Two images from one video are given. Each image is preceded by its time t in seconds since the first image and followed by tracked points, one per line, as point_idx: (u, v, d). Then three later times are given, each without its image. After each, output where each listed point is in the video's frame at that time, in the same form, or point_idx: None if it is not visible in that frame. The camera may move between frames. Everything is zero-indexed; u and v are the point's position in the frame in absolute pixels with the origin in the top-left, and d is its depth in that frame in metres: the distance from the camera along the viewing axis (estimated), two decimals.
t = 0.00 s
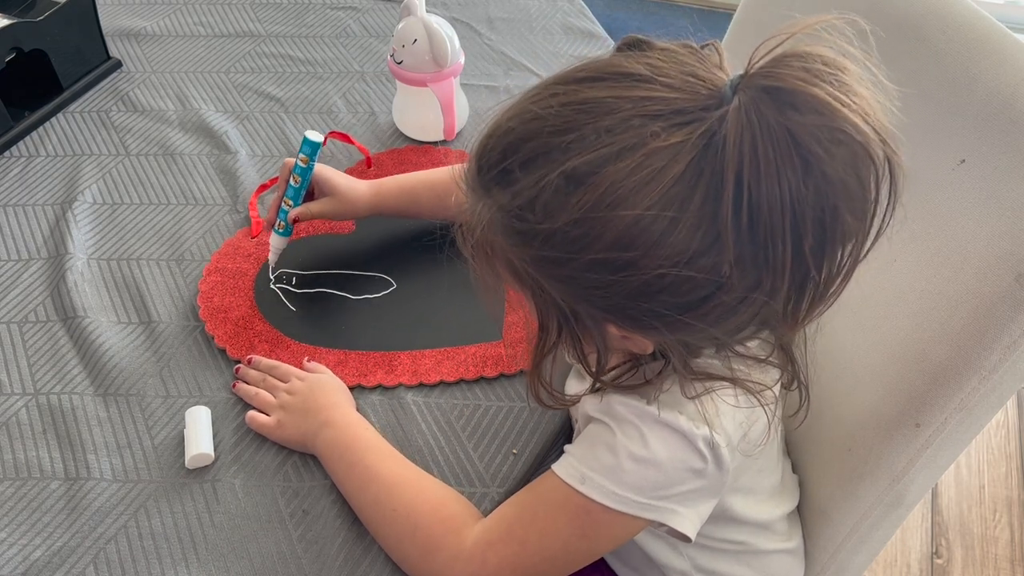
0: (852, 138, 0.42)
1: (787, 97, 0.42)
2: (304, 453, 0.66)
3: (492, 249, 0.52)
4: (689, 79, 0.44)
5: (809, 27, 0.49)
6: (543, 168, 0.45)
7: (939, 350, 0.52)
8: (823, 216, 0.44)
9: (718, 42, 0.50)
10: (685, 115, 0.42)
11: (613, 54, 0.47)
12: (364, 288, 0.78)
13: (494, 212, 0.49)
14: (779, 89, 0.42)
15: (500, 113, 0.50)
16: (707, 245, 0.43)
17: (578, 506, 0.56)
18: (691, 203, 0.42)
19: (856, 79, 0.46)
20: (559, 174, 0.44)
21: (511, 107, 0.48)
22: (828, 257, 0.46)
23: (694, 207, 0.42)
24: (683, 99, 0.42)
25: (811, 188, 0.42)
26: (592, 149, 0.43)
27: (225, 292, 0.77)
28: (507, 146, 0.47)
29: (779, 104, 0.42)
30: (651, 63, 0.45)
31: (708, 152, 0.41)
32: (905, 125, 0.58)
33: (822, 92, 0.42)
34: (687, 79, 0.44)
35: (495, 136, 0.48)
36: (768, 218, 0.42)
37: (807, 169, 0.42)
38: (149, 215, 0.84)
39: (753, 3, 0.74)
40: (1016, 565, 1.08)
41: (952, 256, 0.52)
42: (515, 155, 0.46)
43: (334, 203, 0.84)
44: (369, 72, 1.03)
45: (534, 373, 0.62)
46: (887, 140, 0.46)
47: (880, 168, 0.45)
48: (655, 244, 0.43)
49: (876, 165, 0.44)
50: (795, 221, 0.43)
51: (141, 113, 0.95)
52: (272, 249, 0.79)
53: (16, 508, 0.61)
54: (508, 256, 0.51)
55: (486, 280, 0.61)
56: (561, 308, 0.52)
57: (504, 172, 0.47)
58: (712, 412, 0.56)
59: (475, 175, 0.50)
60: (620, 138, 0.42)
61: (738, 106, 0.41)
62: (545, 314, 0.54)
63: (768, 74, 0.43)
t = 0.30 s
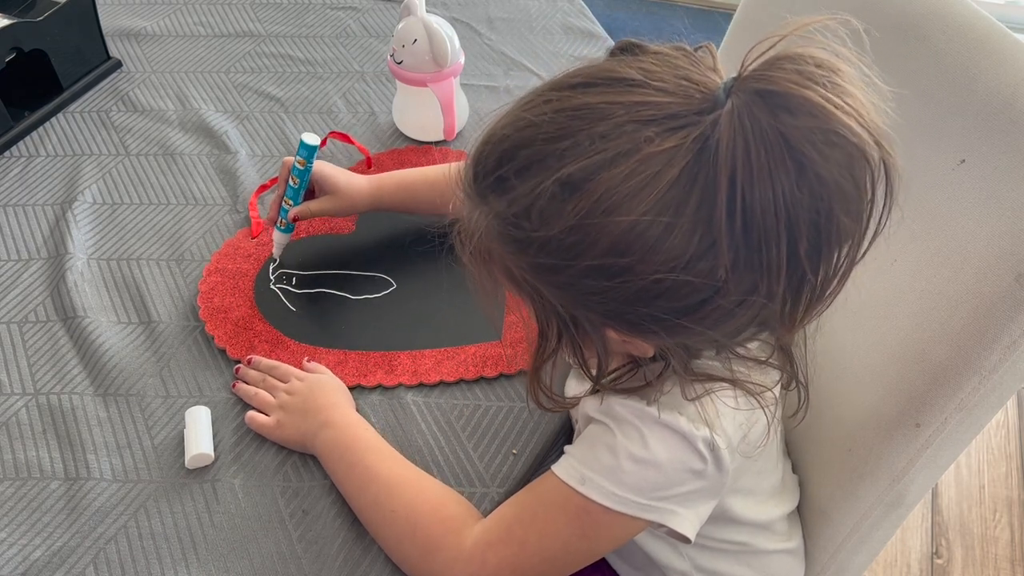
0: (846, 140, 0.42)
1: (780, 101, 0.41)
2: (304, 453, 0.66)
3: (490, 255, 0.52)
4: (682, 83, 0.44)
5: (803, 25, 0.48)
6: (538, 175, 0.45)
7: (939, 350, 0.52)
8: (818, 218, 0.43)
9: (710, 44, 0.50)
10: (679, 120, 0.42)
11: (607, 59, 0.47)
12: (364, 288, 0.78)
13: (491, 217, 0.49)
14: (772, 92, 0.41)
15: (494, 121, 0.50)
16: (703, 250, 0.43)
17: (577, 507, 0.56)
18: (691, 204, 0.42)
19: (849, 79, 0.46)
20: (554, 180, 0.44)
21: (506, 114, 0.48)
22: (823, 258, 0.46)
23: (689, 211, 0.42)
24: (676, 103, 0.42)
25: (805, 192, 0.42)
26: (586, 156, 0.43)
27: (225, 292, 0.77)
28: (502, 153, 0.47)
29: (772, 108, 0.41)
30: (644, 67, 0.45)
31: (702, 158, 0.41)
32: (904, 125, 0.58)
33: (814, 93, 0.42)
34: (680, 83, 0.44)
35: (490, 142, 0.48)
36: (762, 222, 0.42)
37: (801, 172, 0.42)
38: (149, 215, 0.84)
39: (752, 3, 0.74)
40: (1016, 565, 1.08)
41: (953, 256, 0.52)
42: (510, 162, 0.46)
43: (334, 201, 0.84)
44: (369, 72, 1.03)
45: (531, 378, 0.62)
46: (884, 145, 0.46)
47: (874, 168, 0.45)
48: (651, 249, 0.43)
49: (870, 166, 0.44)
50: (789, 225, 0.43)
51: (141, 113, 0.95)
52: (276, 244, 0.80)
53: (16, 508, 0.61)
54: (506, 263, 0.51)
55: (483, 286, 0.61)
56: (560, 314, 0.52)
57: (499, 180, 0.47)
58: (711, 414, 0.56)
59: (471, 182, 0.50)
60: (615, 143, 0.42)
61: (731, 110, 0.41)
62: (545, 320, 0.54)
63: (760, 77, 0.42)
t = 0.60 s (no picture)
0: (858, 140, 0.42)
1: (793, 99, 0.42)
2: (304, 453, 0.66)
3: (499, 253, 0.52)
4: (694, 80, 0.44)
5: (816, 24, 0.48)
6: (547, 170, 0.45)
7: (939, 350, 0.52)
8: (828, 219, 0.43)
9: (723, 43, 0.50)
10: (690, 117, 0.42)
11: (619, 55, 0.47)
12: (364, 288, 0.78)
13: (497, 212, 0.49)
14: (785, 90, 0.42)
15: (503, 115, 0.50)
16: (712, 248, 0.43)
17: (580, 508, 0.56)
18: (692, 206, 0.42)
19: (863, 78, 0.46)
20: (564, 176, 0.44)
21: (516, 108, 0.48)
22: (832, 260, 0.46)
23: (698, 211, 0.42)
24: (687, 100, 0.42)
25: (815, 191, 0.42)
26: (596, 152, 0.43)
27: (225, 293, 0.77)
28: (512, 147, 0.47)
29: (785, 106, 0.41)
30: (656, 64, 0.45)
31: (713, 156, 0.42)
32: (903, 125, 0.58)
33: (827, 91, 0.42)
34: (692, 80, 0.44)
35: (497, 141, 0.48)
36: (771, 221, 0.42)
37: (812, 171, 0.42)
38: (149, 215, 0.84)
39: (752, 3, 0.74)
40: (1016, 565, 1.08)
41: (952, 256, 0.52)
42: (520, 157, 0.46)
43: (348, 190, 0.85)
44: (369, 72, 1.03)
45: (537, 375, 0.62)
46: (897, 146, 0.46)
47: (886, 170, 0.45)
48: (660, 246, 0.43)
49: (882, 167, 0.44)
50: (799, 224, 0.43)
51: (141, 113, 0.95)
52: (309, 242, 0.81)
53: (16, 508, 0.61)
54: (515, 261, 0.51)
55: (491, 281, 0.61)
56: (568, 312, 0.52)
57: (508, 175, 0.47)
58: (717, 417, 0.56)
59: (479, 178, 0.50)
60: (625, 140, 0.42)
61: (743, 108, 0.41)
62: (551, 317, 0.54)
63: (773, 74, 0.42)
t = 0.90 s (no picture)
0: (888, 124, 0.43)
1: (830, 71, 0.42)
2: (305, 453, 0.66)
3: (519, 196, 0.51)
4: (739, 51, 0.44)
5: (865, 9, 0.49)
6: (581, 116, 0.45)
7: (939, 349, 0.52)
8: (850, 200, 0.43)
9: (774, 27, 0.50)
10: (729, 83, 0.42)
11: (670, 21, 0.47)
12: (364, 288, 0.78)
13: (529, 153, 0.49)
14: (824, 62, 0.42)
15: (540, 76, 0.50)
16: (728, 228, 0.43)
17: (587, 506, 0.56)
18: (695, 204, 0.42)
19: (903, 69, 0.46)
20: (597, 122, 0.44)
21: (558, 64, 0.48)
22: (850, 248, 0.46)
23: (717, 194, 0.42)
24: (729, 68, 0.43)
25: (843, 168, 0.42)
26: (633, 101, 0.43)
27: (226, 293, 0.77)
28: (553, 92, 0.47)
29: (822, 77, 0.42)
30: (705, 33, 0.45)
31: (746, 119, 0.42)
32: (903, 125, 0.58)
33: (867, 70, 0.43)
34: (737, 51, 0.44)
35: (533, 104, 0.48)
36: (793, 192, 0.43)
37: (840, 146, 0.42)
38: (149, 215, 0.84)
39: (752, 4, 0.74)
40: (1016, 565, 1.08)
41: (952, 256, 0.52)
42: (560, 101, 0.46)
43: (393, 181, 0.87)
44: (369, 72, 1.03)
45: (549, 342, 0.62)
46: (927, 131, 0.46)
47: (913, 162, 0.45)
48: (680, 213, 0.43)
49: (909, 156, 0.44)
50: (819, 201, 0.43)
51: (141, 113, 0.95)
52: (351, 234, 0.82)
53: (16, 508, 0.61)
54: (534, 206, 0.50)
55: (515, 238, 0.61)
56: (580, 267, 0.51)
57: (545, 118, 0.47)
58: (721, 414, 0.56)
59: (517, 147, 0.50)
60: (661, 95, 0.43)
61: (784, 75, 0.42)
62: (560, 272, 0.53)
63: (820, 48, 0.43)
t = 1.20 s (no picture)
0: (905, 119, 0.42)
1: (848, 64, 0.42)
2: (304, 453, 0.66)
3: (527, 188, 0.52)
4: (754, 45, 0.44)
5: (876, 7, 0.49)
6: (593, 107, 0.45)
7: (939, 349, 0.52)
8: (865, 194, 0.43)
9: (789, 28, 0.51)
10: (744, 76, 0.43)
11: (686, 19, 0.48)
12: (364, 288, 0.78)
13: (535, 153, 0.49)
14: (842, 55, 0.42)
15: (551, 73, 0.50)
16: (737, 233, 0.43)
17: (586, 510, 0.56)
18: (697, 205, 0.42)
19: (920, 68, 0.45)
20: (610, 111, 0.44)
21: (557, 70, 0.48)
22: (864, 244, 0.46)
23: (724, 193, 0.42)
24: (743, 60, 0.43)
25: (857, 161, 0.42)
26: (647, 91, 0.43)
27: (226, 294, 0.77)
28: (567, 85, 0.47)
29: (840, 69, 0.42)
30: (721, 28, 0.46)
31: (762, 111, 0.42)
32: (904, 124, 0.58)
33: (885, 63, 0.42)
34: (752, 45, 0.44)
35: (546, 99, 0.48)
36: (807, 185, 0.42)
37: (857, 139, 0.42)
38: (149, 215, 0.84)
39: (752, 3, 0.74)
40: (1016, 565, 1.08)
41: (952, 256, 0.52)
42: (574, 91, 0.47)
43: (336, 220, 0.81)
44: (369, 72, 1.03)
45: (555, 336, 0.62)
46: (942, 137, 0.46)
47: (927, 158, 0.45)
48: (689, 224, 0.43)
49: (924, 151, 0.44)
50: (834, 194, 0.43)
51: (141, 113, 0.95)
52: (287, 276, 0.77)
53: (16, 508, 0.61)
54: (543, 198, 0.50)
55: (524, 234, 0.61)
56: (587, 260, 0.51)
57: (557, 110, 0.48)
58: (721, 419, 0.56)
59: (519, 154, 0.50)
60: (677, 83, 0.43)
61: (800, 67, 0.42)
62: (567, 268, 0.53)
63: (836, 42, 0.43)
